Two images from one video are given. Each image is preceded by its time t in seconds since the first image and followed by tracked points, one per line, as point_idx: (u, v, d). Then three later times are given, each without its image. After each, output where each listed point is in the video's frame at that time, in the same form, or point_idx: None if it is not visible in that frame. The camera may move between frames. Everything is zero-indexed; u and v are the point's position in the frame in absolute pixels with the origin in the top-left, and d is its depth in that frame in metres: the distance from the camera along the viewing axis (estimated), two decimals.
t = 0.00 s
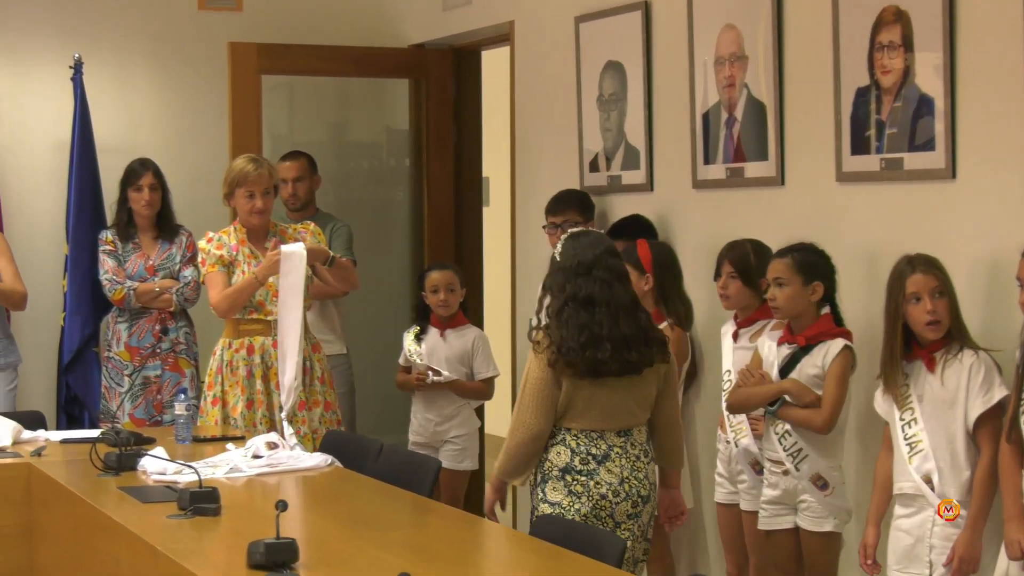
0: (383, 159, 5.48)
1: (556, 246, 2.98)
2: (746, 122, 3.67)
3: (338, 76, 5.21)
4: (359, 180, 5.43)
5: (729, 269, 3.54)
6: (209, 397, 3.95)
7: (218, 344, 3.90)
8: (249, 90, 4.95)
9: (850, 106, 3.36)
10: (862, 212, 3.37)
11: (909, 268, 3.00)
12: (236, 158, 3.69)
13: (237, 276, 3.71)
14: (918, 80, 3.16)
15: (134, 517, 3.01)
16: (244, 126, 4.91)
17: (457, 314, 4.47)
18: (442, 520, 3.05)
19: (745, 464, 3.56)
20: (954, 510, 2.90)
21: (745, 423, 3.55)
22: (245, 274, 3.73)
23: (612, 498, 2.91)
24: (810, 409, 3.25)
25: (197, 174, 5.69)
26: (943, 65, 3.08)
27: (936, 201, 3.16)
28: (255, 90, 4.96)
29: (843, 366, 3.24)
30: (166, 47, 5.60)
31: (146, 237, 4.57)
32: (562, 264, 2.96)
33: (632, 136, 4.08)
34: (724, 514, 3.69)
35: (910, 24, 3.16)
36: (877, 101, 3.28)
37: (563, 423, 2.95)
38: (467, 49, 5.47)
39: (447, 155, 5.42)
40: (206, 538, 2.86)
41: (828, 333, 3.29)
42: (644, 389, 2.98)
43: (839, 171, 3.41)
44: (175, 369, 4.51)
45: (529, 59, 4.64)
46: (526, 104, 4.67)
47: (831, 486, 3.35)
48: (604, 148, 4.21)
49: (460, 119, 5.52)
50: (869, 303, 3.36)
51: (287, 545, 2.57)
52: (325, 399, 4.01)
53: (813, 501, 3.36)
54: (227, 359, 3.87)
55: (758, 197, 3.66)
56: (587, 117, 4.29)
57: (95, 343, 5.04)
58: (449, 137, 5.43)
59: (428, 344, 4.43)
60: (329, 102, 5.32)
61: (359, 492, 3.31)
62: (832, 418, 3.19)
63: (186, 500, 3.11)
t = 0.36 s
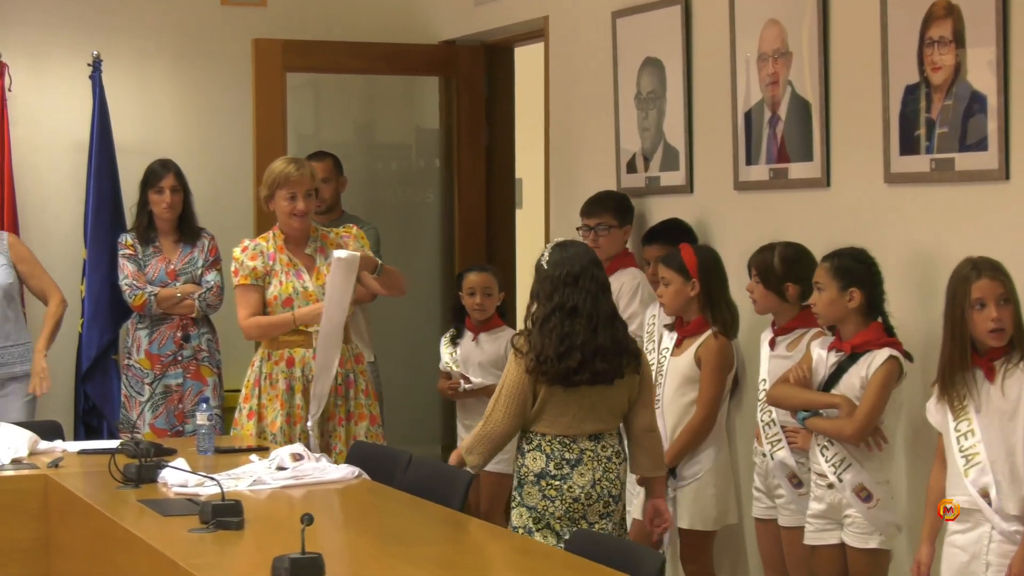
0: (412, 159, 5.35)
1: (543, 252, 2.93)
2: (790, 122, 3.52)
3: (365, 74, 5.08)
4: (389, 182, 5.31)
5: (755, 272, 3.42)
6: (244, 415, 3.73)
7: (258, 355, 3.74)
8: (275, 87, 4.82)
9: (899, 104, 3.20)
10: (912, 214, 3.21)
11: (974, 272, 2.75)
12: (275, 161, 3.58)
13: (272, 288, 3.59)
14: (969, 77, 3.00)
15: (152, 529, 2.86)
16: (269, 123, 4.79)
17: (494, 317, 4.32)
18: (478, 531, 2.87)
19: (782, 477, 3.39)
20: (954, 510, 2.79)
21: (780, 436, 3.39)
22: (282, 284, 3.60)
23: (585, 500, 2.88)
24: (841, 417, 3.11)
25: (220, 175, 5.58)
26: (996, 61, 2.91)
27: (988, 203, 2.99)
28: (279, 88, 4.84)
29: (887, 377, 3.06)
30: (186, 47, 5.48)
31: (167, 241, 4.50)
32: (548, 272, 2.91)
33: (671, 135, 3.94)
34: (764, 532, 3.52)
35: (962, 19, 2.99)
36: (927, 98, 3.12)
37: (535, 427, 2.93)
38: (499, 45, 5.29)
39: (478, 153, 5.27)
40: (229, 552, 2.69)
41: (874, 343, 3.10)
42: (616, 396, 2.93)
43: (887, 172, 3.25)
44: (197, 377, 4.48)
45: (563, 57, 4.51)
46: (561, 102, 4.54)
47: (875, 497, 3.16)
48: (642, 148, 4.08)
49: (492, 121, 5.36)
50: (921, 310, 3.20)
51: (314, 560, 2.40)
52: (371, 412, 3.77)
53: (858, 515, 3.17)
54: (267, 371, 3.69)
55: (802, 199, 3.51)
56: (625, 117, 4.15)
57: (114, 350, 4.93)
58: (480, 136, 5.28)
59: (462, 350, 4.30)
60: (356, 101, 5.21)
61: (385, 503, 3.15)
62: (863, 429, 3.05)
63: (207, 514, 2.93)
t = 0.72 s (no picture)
0: (440, 155, 5.16)
1: (529, 242, 2.96)
2: (835, 115, 3.33)
3: (390, 66, 4.95)
4: (415, 176, 5.12)
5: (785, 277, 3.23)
6: (314, 430, 3.55)
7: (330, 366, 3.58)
8: (296, 80, 4.73)
9: (949, 98, 3.00)
10: (961, 212, 3.00)
11: None
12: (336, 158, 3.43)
13: (338, 294, 3.44)
14: None
15: (170, 538, 2.67)
16: (291, 117, 4.71)
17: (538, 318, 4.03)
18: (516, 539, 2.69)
19: (821, 488, 3.19)
20: (953, 509, 2.98)
21: (820, 445, 3.19)
22: (346, 289, 3.44)
23: (563, 488, 2.95)
24: (887, 426, 2.91)
25: (243, 173, 5.48)
26: None
27: None
28: (298, 81, 4.73)
29: (937, 383, 2.84)
30: (207, 41, 5.39)
31: (186, 238, 4.40)
32: (535, 262, 2.94)
33: (711, 129, 3.78)
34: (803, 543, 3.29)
35: (1016, 6, 2.78)
36: (979, 91, 2.91)
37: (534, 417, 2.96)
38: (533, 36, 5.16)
39: (509, 148, 5.11)
40: (259, 563, 2.51)
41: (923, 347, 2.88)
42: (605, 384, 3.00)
43: (937, 168, 3.05)
44: (217, 382, 4.37)
45: (598, 49, 4.37)
46: (594, 96, 4.39)
47: (922, 507, 2.93)
48: (680, 143, 3.92)
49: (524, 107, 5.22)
50: (975, 314, 2.98)
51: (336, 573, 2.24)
52: (443, 423, 3.58)
53: (905, 526, 2.93)
54: (338, 381, 3.52)
55: (848, 197, 3.32)
56: (662, 110, 4.00)
57: (130, 353, 4.81)
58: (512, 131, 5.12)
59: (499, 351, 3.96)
60: (382, 95, 5.03)
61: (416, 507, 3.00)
62: (908, 438, 2.84)
63: (227, 523, 2.72)
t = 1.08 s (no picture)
0: (459, 151, 5.00)
1: (516, 240, 2.99)
2: (870, 108, 3.17)
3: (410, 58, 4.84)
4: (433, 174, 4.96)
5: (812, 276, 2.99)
6: (360, 433, 3.52)
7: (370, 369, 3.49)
8: (311, 76, 4.65)
9: (988, 91, 2.80)
10: (997, 211, 2.82)
11: None
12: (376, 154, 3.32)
13: (373, 296, 3.35)
14: None
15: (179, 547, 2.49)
16: (304, 112, 4.63)
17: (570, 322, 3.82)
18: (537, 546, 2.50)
19: (852, 496, 2.90)
20: (955, 509, 2.60)
21: (850, 451, 2.91)
22: (381, 291, 3.34)
23: (559, 485, 2.94)
24: (920, 433, 2.61)
25: (256, 170, 5.37)
26: None
27: None
28: (312, 75, 4.65)
29: (973, 390, 2.56)
30: (218, 35, 5.28)
31: (195, 237, 4.30)
32: (522, 261, 2.97)
33: (741, 123, 3.66)
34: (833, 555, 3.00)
35: None
36: (1020, 83, 2.70)
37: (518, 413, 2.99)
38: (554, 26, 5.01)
39: (530, 143, 4.96)
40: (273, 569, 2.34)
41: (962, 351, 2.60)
42: (592, 380, 3.04)
43: (975, 163, 2.85)
44: (228, 386, 4.26)
45: (621, 42, 4.26)
46: (619, 90, 4.28)
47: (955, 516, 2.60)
48: (708, 137, 3.80)
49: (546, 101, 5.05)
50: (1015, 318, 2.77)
51: None
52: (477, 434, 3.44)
53: (938, 536, 2.61)
54: (372, 383, 3.43)
55: (882, 194, 3.15)
56: (690, 103, 3.88)
57: (138, 356, 4.70)
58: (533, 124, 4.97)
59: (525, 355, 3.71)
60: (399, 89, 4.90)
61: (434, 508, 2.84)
62: (950, 446, 2.55)
63: (238, 532, 2.53)
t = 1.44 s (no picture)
0: (467, 149, 4.91)
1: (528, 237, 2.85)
2: (888, 104, 3.08)
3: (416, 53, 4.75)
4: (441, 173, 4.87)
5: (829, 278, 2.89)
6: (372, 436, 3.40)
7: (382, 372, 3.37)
8: (314, 72, 4.57)
9: (1010, 86, 2.70)
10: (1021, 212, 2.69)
11: None
12: (391, 147, 3.19)
13: (396, 294, 3.25)
14: None
15: (178, 556, 2.40)
16: (308, 110, 4.56)
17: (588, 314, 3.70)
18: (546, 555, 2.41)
19: (867, 504, 2.80)
20: (955, 509, 2.49)
21: (866, 456, 2.81)
22: (405, 289, 3.25)
23: (575, 483, 2.86)
24: (936, 438, 2.50)
25: (260, 169, 5.30)
26: None
27: None
28: (315, 70, 4.57)
29: (993, 394, 2.44)
30: (220, 32, 5.21)
31: (196, 236, 4.22)
32: (536, 258, 2.84)
33: (755, 119, 3.58)
34: (850, 563, 2.89)
35: None
36: None
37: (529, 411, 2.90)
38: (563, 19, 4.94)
39: (538, 140, 4.88)
40: None
41: (980, 353, 2.47)
42: (602, 376, 2.95)
43: (997, 161, 2.75)
44: (229, 389, 4.18)
45: (631, 37, 4.18)
46: (630, 86, 4.20)
47: (972, 524, 2.48)
48: (722, 134, 3.71)
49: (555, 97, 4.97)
50: None
51: None
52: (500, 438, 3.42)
53: (954, 545, 2.49)
54: (389, 388, 3.32)
55: (901, 191, 3.06)
56: (703, 99, 3.79)
57: (136, 358, 4.62)
58: (541, 119, 4.88)
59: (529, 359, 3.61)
60: (405, 84, 4.81)
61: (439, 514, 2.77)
62: (967, 449, 2.43)
63: (239, 540, 2.44)
